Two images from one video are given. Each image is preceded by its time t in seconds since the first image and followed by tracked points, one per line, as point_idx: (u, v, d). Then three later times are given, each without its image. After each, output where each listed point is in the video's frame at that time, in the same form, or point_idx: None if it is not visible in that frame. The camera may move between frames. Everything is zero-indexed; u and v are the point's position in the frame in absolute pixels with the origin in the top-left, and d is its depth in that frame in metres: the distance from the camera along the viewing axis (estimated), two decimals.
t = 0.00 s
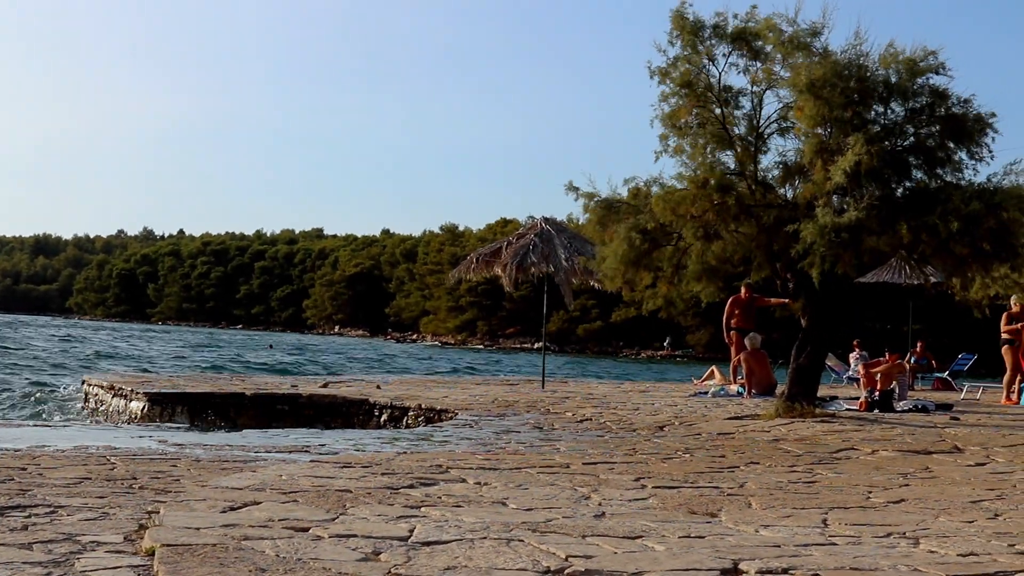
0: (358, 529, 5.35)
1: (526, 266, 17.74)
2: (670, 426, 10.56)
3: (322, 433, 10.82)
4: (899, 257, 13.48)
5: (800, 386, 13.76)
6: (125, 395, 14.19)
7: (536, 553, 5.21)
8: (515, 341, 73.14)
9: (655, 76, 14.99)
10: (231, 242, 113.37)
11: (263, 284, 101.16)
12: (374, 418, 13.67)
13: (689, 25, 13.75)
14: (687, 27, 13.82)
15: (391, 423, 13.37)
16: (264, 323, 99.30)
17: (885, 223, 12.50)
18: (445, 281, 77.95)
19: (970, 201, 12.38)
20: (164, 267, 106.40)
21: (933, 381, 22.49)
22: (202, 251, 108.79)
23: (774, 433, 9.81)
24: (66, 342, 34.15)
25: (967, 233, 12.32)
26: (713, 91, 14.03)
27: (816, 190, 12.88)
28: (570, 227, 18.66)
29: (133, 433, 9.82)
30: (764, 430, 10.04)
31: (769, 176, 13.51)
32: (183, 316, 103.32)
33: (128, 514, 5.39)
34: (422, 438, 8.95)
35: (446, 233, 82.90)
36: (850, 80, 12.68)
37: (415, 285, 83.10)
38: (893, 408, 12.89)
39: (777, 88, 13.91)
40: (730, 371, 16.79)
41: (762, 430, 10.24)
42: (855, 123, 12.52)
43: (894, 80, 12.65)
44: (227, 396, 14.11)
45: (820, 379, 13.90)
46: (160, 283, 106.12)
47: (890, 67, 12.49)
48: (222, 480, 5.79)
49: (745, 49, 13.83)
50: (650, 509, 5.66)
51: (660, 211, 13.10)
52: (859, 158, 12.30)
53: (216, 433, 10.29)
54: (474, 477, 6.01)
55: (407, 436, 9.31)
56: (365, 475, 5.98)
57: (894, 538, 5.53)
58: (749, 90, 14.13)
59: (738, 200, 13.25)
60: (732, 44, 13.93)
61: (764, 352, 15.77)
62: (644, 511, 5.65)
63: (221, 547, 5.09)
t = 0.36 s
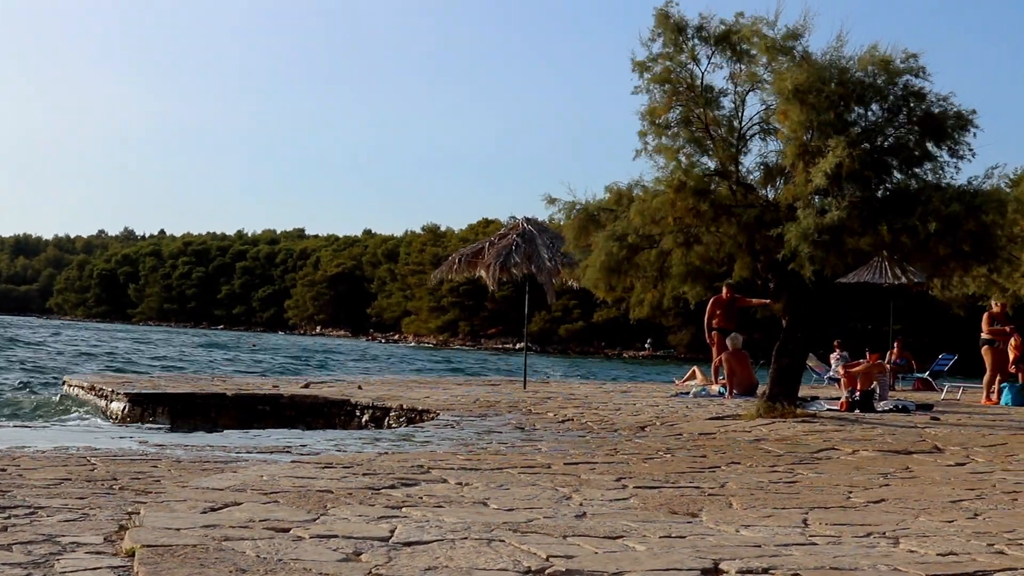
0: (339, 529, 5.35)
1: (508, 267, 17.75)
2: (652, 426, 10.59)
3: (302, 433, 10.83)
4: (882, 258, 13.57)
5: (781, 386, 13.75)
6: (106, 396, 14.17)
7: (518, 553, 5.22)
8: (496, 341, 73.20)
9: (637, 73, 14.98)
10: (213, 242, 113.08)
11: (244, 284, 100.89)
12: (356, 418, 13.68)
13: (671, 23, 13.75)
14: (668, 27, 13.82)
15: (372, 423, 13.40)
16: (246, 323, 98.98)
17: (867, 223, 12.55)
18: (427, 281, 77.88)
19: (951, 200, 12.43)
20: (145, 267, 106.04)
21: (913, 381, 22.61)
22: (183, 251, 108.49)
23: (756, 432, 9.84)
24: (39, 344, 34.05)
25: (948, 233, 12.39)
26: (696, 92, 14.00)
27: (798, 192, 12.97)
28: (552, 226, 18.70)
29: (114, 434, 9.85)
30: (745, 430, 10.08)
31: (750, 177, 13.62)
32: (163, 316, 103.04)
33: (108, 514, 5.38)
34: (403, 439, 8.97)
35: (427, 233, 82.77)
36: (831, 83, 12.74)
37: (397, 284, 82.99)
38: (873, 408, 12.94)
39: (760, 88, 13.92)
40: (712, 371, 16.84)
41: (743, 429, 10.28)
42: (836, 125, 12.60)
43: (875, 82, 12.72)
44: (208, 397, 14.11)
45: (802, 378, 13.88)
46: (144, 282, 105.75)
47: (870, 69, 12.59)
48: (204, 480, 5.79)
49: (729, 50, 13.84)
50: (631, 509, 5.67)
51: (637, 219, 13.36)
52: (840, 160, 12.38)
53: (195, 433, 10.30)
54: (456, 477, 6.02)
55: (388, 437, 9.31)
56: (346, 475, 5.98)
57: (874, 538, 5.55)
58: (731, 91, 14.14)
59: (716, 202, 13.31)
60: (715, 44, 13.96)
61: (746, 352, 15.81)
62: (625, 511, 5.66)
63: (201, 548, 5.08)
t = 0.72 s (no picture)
0: (320, 530, 5.35)
1: (494, 267, 17.74)
2: (633, 426, 10.62)
3: (282, 433, 10.82)
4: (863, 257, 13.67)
5: (764, 386, 13.74)
6: (87, 396, 14.11)
7: (498, 554, 5.23)
8: (478, 341, 73.24)
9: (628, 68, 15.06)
10: (195, 242, 112.69)
11: (227, 284, 100.55)
12: (338, 419, 13.69)
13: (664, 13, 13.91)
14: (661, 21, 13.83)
15: (354, 424, 13.40)
16: (228, 323, 98.63)
17: (848, 225, 12.66)
18: (409, 281, 77.78)
19: (927, 204, 12.49)
20: (127, 267, 105.61)
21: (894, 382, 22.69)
22: (165, 251, 108.13)
23: (737, 432, 9.88)
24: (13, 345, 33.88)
25: (922, 236, 12.47)
26: (681, 90, 14.05)
27: (780, 193, 13.07)
28: (535, 227, 18.72)
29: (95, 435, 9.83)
30: (726, 431, 10.11)
31: (732, 177, 13.67)
32: (145, 317, 102.70)
33: (89, 516, 5.37)
34: (384, 439, 8.96)
35: (409, 233, 82.65)
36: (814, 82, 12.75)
37: (379, 285, 82.86)
38: (855, 409, 12.98)
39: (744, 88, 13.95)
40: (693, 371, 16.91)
41: (724, 430, 10.32)
42: (816, 125, 12.62)
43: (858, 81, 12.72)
44: (190, 398, 14.08)
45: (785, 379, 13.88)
46: (127, 281, 105.35)
47: (853, 69, 12.59)
48: (185, 481, 5.78)
49: (720, 48, 13.91)
50: (613, 509, 5.69)
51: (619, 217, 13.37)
52: (823, 161, 12.43)
53: (174, 433, 10.29)
54: (437, 477, 6.02)
55: (370, 437, 9.31)
56: (327, 476, 5.98)
57: (855, 538, 5.57)
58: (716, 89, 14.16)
59: (700, 203, 13.34)
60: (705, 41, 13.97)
61: (728, 352, 15.85)
62: (607, 511, 5.67)
63: (182, 549, 5.07)
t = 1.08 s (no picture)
0: (303, 531, 5.34)
1: (478, 269, 17.76)
2: (617, 427, 10.64)
3: (265, 433, 10.80)
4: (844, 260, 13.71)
5: (746, 387, 13.96)
6: (70, 398, 14.04)
7: (482, 554, 5.23)
8: (461, 342, 73.21)
9: (612, 73, 15.09)
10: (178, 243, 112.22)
11: (210, 285, 100.15)
12: (321, 419, 13.68)
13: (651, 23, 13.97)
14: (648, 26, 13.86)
15: (337, 424, 13.40)
16: (212, 324, 98.22)
17: (830, 226, 12.80)
18: (393, 283, 77.61)
19: (913, 203, 12.54)
20: (110, 268, 105.15)
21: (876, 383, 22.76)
22: (149, 252, 107.66)
23: (720, 433, 9.91)
24: None
25: (910, 236, 12.47)
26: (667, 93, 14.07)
27: (761, 191, 12.97)
28: (520, 228, 18.75)
29: (77, 435, 9.81)
30: (710, 431, 10.13)
31: (716, 178, 13.66)
32: (128, 319, 102.32)
33: (71, 517, 5.35)
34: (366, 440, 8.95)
35: (393, 234, 82.51)
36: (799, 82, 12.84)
37: (363, 287, 82.69)
38: (838, 410, 13.02)
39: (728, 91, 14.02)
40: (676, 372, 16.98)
41: (708, 430, 10.34)
42: (800, 125, 12.67)
43: (844, 83, 12.82)
44: (173, 399, 14.04)
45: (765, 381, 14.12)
46: (110, 281, 104.88)
47: (839, 71, 12.64)
48: (167, 482, 5.77)
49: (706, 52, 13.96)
50: (596, 510, 5.69)
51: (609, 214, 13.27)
52: (805, 159, 12.42)
53: (155, 434, 10.27)
54: (421, 478, 6.02)
55: (355, 438, 9.30)
56: (310, 477, 5.97)
57: (837, 538, 5.59)
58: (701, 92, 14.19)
59: (686, 201, 13.38)
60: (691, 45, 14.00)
61: (711, 353, 15.90)
62: (590, 512, 5.68)
63: (164, 551, 5.06)
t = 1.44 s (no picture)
0: (286, 533, 5.34)
1: (461, 271, 17.75)
2: (601, 429, 10.66)
3: (247, 436, 10.76)
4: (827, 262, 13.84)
5: (730, 389, 13.98)
6: (53, 399, 13.96)
7: (465, 556, 5.24)
8: (446, 344, 73.21)
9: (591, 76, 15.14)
10: (161, 245, 111.72)
11: (194, 287, 99.67)
12: (306, 421, 13.66)
13: (627, 25, 14.04)
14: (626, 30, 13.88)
15: (322, 426, 13.37)
16: (195, 327, 97.77)
17: (817, 228, 12.82)
18: (378, 284, 77.44)
19: (901, 203, 12.61)
20: (93, 269, 104.62)
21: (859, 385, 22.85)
22: (132, 254, 107.15)
23: (704, 434, 9.93)
24: None
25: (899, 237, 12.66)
26: (648, 95, 14.13)
27: (749, 195, 13.15)
28: (503, 229, 18.78)
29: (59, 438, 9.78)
30: (694, 433, 10.16)
31: (701, 180, 13.69)
32: (111, 320, 101.77)
33: (54, 519, 5.34)
34: (349, 442, 8.95)
35: (377, 236, 82.33)
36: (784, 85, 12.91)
37: (346, 288, 82.54)
38: (822, 411, 13.05)
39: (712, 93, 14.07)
40: (661, 374, 17.02)
41: (692, 432, 10.37)
42: (787, 129, 12.72)
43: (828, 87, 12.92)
44: (157, 401, 13.98)
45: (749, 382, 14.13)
46: (94, 282, 104.42)
47: (826, 75, 12.74)
48: (150, 484, 5.76)
49: (687, 54, 14.04)
50: (580, 511, 5.70)
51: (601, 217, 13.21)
52: (793, 165, 12.50)
53: (136, 436, 10.25)
54: (404, 480, 6.02)
55: (338, 440, 9.29)
56: (294, 479, 5.97)
57: (821, 539, 5.60)
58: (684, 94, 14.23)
59: (676, 207, 13.27)
60: (673, 49, 14.06)
61: (695, 354, 15.93)
62: (574, 513, 5.69)
63: (147, 553, 5.04)
